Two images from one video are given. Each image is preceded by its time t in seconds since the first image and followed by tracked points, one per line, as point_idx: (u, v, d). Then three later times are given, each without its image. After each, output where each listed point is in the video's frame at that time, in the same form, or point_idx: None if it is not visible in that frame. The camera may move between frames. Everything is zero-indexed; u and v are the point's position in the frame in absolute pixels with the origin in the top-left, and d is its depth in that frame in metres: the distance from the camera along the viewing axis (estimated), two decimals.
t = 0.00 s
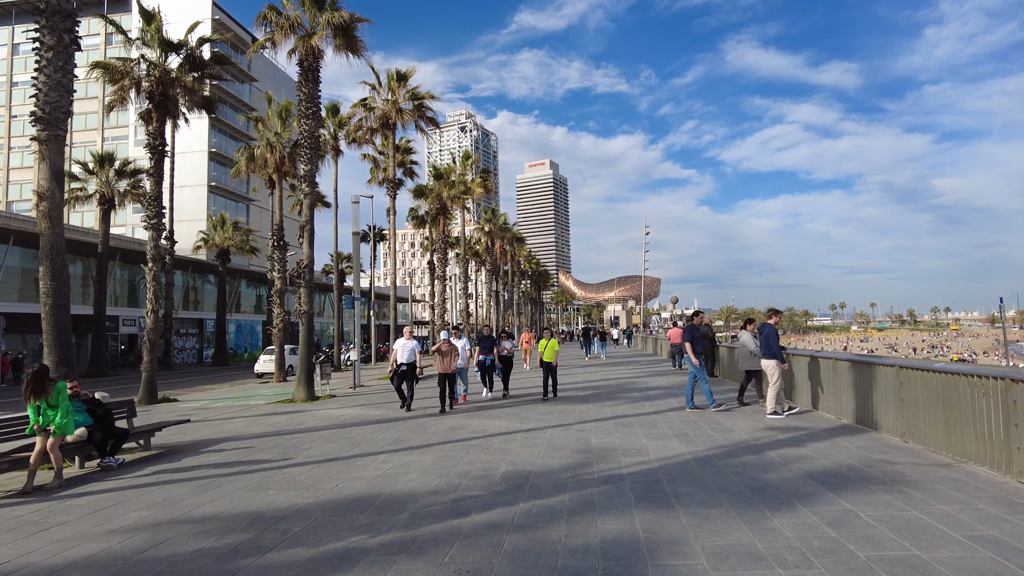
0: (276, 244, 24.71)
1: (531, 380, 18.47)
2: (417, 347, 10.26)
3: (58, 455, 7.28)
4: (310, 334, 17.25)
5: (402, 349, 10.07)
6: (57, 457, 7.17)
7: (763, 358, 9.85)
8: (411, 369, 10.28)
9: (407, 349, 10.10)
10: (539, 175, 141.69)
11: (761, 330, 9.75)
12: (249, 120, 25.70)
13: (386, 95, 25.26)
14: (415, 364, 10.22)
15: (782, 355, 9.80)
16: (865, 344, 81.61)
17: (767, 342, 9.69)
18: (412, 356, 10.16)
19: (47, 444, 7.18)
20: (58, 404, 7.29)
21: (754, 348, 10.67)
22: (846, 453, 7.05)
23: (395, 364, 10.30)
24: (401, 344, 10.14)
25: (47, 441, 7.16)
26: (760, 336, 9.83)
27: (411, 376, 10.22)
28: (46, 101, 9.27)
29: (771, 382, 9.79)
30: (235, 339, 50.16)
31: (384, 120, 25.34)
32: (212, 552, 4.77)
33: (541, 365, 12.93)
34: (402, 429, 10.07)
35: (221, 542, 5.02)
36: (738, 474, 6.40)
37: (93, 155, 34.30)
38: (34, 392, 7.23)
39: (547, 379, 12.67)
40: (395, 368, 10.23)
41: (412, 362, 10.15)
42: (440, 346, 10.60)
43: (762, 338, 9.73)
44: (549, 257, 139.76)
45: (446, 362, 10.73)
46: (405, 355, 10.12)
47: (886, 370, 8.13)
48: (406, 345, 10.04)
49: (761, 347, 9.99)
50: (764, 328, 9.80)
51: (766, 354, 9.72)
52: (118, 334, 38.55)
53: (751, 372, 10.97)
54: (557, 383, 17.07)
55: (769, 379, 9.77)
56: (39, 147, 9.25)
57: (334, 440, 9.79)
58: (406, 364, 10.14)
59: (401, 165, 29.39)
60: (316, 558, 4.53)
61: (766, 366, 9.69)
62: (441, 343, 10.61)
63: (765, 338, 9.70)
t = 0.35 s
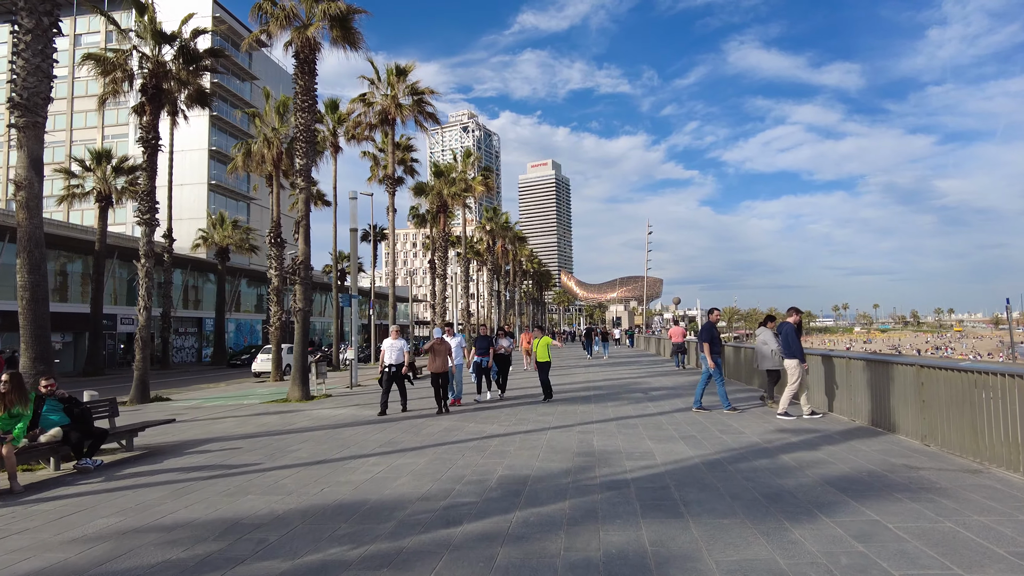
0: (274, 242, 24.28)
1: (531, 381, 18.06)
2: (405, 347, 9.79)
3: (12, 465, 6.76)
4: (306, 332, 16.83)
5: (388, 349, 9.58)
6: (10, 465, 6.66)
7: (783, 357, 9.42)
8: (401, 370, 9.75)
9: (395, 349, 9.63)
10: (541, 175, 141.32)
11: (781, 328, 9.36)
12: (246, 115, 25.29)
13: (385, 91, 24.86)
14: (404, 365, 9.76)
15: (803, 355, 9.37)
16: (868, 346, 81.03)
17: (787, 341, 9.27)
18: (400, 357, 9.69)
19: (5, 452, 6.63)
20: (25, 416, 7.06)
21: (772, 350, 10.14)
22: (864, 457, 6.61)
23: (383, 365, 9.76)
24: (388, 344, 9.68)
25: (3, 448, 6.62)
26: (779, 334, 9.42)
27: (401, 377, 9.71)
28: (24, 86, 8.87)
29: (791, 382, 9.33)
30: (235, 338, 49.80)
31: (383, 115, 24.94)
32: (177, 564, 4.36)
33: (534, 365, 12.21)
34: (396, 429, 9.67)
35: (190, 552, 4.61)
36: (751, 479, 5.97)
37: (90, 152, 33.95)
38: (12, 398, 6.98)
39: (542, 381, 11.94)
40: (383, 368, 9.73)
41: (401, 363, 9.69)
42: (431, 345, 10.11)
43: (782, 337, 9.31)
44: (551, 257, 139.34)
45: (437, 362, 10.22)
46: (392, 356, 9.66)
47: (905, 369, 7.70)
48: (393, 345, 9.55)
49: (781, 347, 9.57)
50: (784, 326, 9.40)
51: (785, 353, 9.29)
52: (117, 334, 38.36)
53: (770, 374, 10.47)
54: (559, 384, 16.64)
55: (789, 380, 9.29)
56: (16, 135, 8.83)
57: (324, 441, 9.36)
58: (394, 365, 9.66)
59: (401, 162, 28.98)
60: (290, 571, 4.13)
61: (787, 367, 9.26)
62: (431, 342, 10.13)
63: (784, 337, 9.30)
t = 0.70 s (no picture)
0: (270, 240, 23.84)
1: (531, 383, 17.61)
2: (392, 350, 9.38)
3: None
4: (299, 332, 16.37)
5: (373, 350, 9.17)
6: None
7: (806, 361, 8.94)
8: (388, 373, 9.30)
9: (380, 350, 9.20)
10: (543, 175, 140.98)
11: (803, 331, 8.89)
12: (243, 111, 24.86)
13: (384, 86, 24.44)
14: (392, 367, 9.34)
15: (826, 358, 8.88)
16: (871, 347, 80.44)
17: (809, 343, 8.79)
18: (386, 358, 9.24)
19: None
20: None
21: (791, 352, 9.60)
22: (887, 472, 6.12)
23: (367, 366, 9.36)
24: (374, 345, 9.26)
25: None
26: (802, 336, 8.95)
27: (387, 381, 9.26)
28: None
29: (821, 389, 8.82)
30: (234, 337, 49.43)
31: (382, 112, 24.52)
32: None
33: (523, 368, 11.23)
34: (387, 436, 9.22)
35: None
36: (765, 498, 5.50)
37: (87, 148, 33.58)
38: None
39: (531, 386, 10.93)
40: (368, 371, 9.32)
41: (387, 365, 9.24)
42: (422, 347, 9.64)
43: (804, 340, 8.85)
44: (552, 257, 138.96)
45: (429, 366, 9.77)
46: (377, 357, 9.22)
47: (927, 376, 7.22)
48: (378, 345, 9.15)
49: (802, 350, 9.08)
50: (805, 328, 8.95)
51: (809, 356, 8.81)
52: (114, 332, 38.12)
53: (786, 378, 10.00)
54: (559, 386, 16.18)
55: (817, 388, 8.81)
56: None
57: (311, 448, 8.92)
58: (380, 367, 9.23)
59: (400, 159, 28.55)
60: None
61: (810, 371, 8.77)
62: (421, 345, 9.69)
63: (807, 340, 8.82)
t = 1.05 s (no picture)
0: (259, 238, 23.32)
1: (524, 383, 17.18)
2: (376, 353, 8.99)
3: None
4: (284, 331, 15.89)
5: (356, 351, 8.81)
6: None
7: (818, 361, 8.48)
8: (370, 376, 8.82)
9: (363, 351, 8.83)
10: (538, 175, 140.89)
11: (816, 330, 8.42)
12: (231, 106, 24.36)
13: (375, 80, 23.98)
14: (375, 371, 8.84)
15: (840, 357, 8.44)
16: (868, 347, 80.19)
17: (823, 341, 8.34)
18: (370, 361, 8.80)
19: None
20: None
21: (802, 351, 9.16)
22: (899, 480, 5.70)
23: (350, 370, 8.93)
24: (357, 346, 8.85)
25: None
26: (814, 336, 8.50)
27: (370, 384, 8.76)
28: None
29: (830, 390, 8.38)
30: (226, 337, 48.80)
31: (372, 107, 24.07)
32: None
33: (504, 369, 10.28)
34: (371, 440, 8.79)
35: None
36: (771, 510, 5.07)
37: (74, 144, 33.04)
38: None
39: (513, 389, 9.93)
40: (350, 374, 8.87)
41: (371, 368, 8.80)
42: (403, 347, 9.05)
43: (818, 338, 8.39)
44: (548, 257, 138.61)
45: (409, 368, 9.19)
46: (360, 359, 8.80)
47: (940, 377, 6.80)
48: (361, 346, 8.81)
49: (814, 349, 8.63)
50: (819, 326, 8.50)
51: (821, 356, 8.39)
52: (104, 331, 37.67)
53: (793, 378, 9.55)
54: (552, 388, 15.75)
55: (828, 386, 8.39)
56: None
57: (290, 453, 8.48)
58: (363, 370, 8.77)
59: (392, 155, 28.10)
60: None
61: (821, 371, 8.33)
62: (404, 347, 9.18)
63: (820, 338, 8.37)
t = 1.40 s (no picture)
0: (253, 237, 22.88)
1: (523, 385, 16.74)
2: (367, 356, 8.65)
3: None
4: (276, 332, 15.44)
5: (345, 351, 8.37)
6: None
7: (841, 361, 8.03)
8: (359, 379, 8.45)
9: (353, 352, 8.42)
10: (539, 175, 140.35)
11: (838, 326, 8.00)
12: (225, 102, 23.90)
13: (371, 76, 23.56)
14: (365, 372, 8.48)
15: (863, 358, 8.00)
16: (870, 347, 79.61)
17: (848, 340, 7.89)
18: (361, 363, 8.45)
19: None
20: None
21: (820, 351, 8.72)
22: (925, 491, 5.27)
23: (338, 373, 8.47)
24: (346, 347, 8.42)
25: None
26: (837, 333, 8.07)
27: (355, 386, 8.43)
28: None
29: (849, 392, 7.95)
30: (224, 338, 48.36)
31: (369, 104, 23.64)
32: None
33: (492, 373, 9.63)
34: (361, 446, 8.37)
35: None
36: (788, 526, 4.65)
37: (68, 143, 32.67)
38: None
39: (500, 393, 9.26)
40: (338, 376, 8.41)
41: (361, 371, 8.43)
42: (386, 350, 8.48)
43: (843, 337, 7.94)
44: (549, 258, 138.03)
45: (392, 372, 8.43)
46: (350, 360, 8.38)
47: (964, 380, 6.38)
48: (350, 346, 8.38)
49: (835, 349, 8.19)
50: (843, 325, 8.04)
51: (844, 355, 7.95)
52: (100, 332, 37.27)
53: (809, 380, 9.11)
54: (551, 390, 15.31)
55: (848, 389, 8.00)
56: None
57: (276, 460, 8.07)
58: (354, 372, 8.38)
59: (389, 153, 27.68)
60: None
61: (844, 372, 7.90)
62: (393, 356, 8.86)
63: (845, 336, 7.92)
